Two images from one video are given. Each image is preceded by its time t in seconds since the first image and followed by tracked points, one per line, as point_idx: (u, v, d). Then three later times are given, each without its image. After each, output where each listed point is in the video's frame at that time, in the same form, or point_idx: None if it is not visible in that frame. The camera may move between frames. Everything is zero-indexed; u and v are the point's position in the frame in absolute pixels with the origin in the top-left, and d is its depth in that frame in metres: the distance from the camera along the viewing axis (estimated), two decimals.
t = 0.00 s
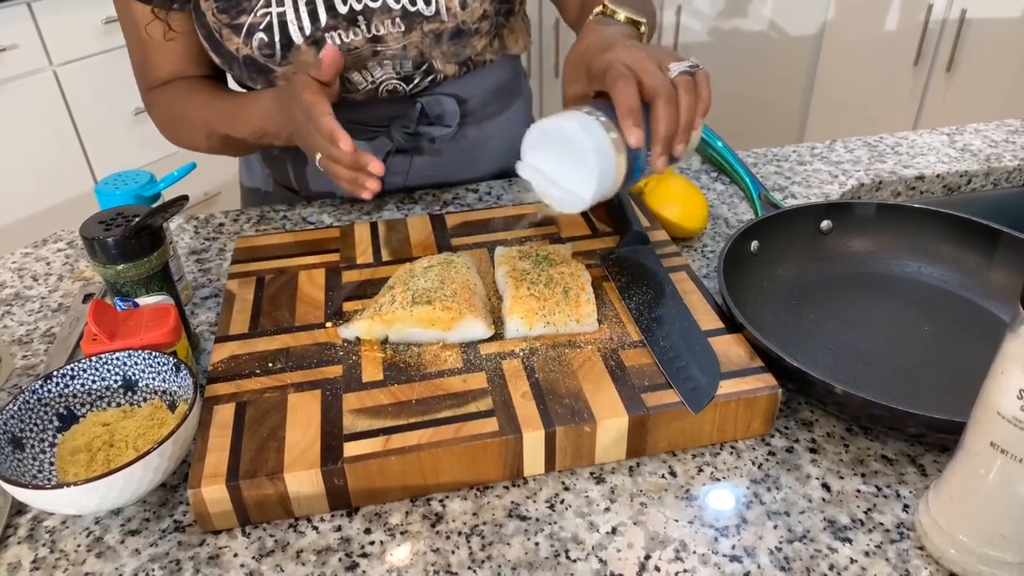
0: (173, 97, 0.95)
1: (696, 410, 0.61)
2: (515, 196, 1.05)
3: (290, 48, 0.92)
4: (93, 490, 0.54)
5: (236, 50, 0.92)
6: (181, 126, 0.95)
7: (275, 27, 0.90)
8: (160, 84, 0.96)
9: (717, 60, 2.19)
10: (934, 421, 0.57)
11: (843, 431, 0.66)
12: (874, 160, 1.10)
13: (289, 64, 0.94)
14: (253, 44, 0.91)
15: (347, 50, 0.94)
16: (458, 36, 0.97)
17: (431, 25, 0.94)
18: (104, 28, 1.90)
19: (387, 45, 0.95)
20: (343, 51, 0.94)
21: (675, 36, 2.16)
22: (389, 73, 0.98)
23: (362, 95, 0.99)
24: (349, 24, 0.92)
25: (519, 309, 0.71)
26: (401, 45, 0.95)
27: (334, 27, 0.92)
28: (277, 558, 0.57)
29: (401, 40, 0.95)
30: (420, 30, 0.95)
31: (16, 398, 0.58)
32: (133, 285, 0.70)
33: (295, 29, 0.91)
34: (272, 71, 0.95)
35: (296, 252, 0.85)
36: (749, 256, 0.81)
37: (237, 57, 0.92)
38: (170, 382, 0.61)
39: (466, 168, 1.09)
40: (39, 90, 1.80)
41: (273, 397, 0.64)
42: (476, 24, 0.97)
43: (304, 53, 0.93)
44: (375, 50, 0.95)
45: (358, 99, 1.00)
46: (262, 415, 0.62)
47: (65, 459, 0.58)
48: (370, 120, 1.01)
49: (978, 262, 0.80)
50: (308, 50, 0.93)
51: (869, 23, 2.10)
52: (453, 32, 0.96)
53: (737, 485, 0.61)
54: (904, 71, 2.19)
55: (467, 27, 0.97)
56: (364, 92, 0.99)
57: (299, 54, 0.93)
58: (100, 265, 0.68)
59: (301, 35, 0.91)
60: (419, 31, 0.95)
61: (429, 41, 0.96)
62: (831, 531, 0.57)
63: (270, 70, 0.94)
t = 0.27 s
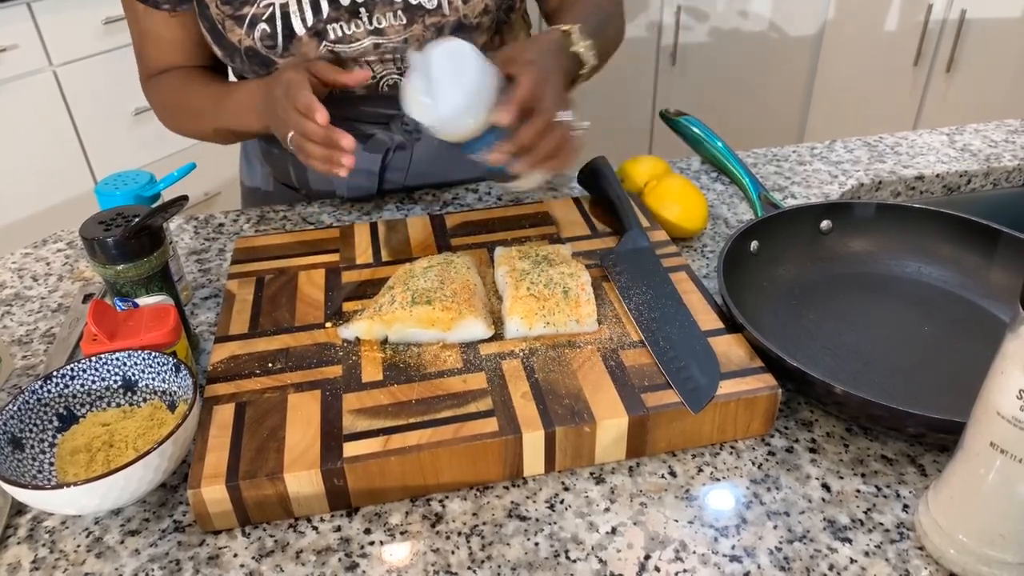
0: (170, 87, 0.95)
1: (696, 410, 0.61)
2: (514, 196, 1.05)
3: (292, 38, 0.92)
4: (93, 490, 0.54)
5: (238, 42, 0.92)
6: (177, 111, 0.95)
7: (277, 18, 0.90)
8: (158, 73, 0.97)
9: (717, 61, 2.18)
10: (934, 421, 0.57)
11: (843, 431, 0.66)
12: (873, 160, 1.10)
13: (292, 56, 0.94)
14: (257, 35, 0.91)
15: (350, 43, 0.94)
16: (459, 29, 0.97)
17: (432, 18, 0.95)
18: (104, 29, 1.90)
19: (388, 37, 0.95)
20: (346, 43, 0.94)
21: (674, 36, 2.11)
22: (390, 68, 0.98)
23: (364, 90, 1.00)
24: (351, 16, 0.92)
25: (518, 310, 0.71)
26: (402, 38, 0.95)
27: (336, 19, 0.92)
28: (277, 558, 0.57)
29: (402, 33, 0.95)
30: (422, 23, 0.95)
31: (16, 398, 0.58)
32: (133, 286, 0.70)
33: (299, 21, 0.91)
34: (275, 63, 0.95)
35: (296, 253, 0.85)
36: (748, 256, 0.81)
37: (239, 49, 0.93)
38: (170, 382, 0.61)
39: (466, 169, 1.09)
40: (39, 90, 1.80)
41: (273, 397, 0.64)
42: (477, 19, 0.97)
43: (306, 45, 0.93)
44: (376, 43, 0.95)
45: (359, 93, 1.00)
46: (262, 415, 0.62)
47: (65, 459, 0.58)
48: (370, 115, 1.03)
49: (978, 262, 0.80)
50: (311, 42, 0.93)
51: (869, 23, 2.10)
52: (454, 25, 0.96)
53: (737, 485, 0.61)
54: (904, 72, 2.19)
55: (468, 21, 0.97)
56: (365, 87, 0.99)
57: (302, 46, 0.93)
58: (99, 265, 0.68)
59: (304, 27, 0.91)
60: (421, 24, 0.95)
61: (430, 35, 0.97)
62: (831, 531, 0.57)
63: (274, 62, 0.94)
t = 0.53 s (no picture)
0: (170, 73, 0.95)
1: (696, 410, 0.61)
2: (515, 196, 1.05)
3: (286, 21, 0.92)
4: (93, 490, 0.54)
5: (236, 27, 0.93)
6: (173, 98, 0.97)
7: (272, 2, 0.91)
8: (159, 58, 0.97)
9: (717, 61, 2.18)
10: (934, 421, 0.57)
11: (843, 431, 0.66)
12: (873, 160, 1.10)
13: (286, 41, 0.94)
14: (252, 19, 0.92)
15: (344, 28, 0.94)
16: (452, 17, 0.96)
17: (425, 5, 0.94)
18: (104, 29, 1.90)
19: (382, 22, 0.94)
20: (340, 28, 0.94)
21: (674, 37, 2.11)
22: (384, 55, 0.97)
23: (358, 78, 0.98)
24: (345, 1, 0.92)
25: (518, 310, 0.71)
26: (395, 25, 0.94)
27: (330, 2, 0.91)
28: (277, 558, 0.57)
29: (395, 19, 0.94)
30: (415, 10, 0.94)
31: (16, 398, 0.58)
32: (133, 286, 0.70)
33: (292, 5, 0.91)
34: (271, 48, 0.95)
35: (296, 253, 0.85)
36: (748, 256, 0.81)
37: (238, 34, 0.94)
38: (169, 382, 0.61)
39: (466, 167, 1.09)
40: (39, 89, 1.80)
41: (273, 397, 0.64)
42: (470, 7, 0.96)
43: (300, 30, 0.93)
44: (369, 28, 0.94)
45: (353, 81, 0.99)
46: (262, 415, 0.62)
47: (65, 459, 0.58)
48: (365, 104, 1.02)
49: (978, 262, 0.80)
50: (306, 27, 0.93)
51: (869, 23, 2.10)
52: (447, 13, 0.95)
53: (737, 485, 0.61)
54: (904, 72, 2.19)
55: (461, 9, 0.96)
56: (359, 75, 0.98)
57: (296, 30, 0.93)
58: (100, 265, 0.68)
59: (298, 11, 0.91)
60: (414, 11, 0.94)
61: (423, 22, 0.95)
62: (831, 531, 0.57)
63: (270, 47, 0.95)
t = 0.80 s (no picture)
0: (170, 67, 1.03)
1: (696, 409, 0.61)
2: (515, 195, 1.05)
3: (282, 10, 0.92)
4: (93, 488, 0.53)
5: (233, 13, 0.95)
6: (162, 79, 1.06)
7: None
8: (168, 46, 1.06)
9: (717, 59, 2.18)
10: (935, 420, 0.57)
11: (843, 430, 0.66)
12: (874, 159, 1.10)
13: (281, 28, 0.94)
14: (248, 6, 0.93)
15: (338, 16, 0.93)
16: (446, 6, 0.95)
17: None
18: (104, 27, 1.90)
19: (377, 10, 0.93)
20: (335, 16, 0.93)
21: (674, 37, 2.11)
22: (379, 44, 0.96)
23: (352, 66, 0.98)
24: None
25: (519, 309, 0.71)
26: (390, 13, 0.94)
27: None
28: (277, 556, 0.57)
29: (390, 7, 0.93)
30: None
31: (15, 396, 0.58)
32: (133, 284, 0.70)
33: None
34: (267, 35, 0.95)
35: (297, 251, 0.85)
36: (749, 255, 0.81)
37: (235, 20, 0.95)
38: (169, 380, 0.61)
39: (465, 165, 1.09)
40: (39, 87, 1.80)
41: (273, 396, 0.64)
42: None
43: (295, 17, 0.93)
44: (364, 16, 0.93)
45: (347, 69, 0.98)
46: (262, 414, 0.62)
47: (65, 457, 0.58)
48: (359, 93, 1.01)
49: (979, 262, 0.80)
50: (300, 13, 0.93)
51: (869, 23, 2.10)
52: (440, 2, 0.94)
53: (737, 484, 0.61)
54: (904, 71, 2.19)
55: None
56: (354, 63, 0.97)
57: (291, 17, 0.93)
58: (99, 263, 0.68)
59: None
60: None
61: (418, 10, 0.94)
62: (831, 531, 0.57)
63: (265, 34, 0.95)
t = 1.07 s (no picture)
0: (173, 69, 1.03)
1: (696, 409, 0.61)
2: (515, 194, 1.05)
3: (293, 3, 0.93)
4: (93, 488, 0.53)
5: (242, 8, 0.95)
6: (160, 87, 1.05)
7: None
8: (168, 47, 1.06)
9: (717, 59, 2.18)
10: (935, 420, 0.57)
11: (844, 430, 0.66)
12: (875, 159, 1.10)
13: (291, 22, 0.95)
14: None
15: (348, 10, 0.94)
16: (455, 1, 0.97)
17: None
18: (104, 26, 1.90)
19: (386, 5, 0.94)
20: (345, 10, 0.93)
21: (675, 37, 2.11)
22: (387, 37, 0.97)
23: (359, 59, 0.99)
24: None
25: (519, 309, 0.71)
26: (400, 7, 0.94)
27: None
28: (277, 556, 0.57)
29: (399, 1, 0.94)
30: None
31: (16, 395, 0.58)
32: (134, 283, 0.70)
33: None
34: (275, 29, 0.96)
35: (297, 251, 0.85)
36: (749, 255, 0.81)
37: (243, 14, 0.95)
38: (170, 380, 0.61)
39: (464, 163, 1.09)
40: (39, 87, 1.80)
41: (273, 395, 0.64)
42: None
43: (305, 11, 0.94)
44: (373, 10, 0.94)
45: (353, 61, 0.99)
46: (263, 413, 0.62)
47: (65, 456, 0.58)
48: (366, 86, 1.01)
49: (979, 262, 0.80)
50: (310, 7, 0.93)
51: (869, 23, 2.10)
52: None
53: (737, 484, 0.61)
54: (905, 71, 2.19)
55: None
56: (361, 57, 0.98)
57: (301, 11, 0.94)
58: (100, 262, 0.68)
59: None
60: None
61: (427, 4, 0.95)
62: (831, 531, 0.57)
63: (273, 29, 0.96)
